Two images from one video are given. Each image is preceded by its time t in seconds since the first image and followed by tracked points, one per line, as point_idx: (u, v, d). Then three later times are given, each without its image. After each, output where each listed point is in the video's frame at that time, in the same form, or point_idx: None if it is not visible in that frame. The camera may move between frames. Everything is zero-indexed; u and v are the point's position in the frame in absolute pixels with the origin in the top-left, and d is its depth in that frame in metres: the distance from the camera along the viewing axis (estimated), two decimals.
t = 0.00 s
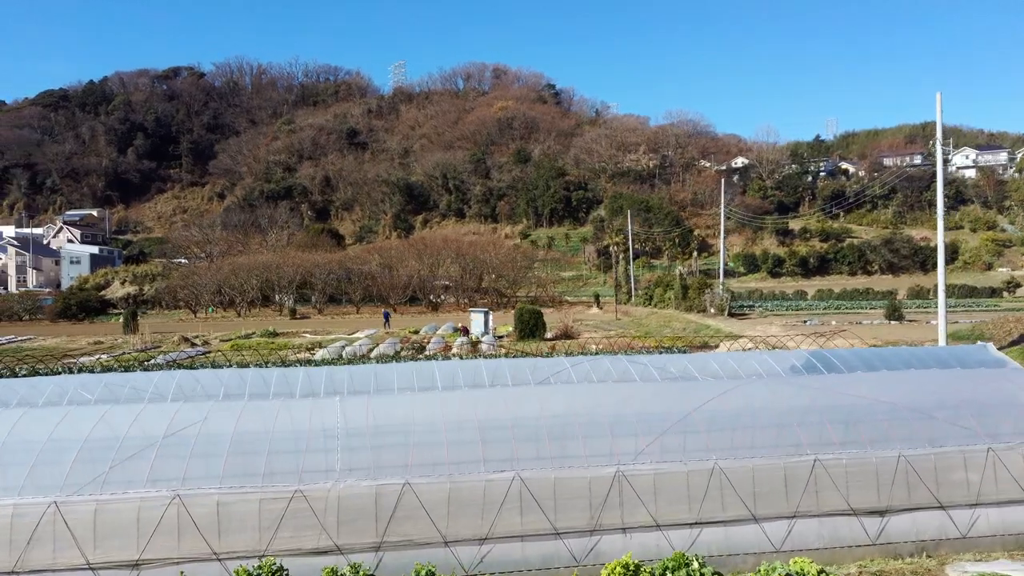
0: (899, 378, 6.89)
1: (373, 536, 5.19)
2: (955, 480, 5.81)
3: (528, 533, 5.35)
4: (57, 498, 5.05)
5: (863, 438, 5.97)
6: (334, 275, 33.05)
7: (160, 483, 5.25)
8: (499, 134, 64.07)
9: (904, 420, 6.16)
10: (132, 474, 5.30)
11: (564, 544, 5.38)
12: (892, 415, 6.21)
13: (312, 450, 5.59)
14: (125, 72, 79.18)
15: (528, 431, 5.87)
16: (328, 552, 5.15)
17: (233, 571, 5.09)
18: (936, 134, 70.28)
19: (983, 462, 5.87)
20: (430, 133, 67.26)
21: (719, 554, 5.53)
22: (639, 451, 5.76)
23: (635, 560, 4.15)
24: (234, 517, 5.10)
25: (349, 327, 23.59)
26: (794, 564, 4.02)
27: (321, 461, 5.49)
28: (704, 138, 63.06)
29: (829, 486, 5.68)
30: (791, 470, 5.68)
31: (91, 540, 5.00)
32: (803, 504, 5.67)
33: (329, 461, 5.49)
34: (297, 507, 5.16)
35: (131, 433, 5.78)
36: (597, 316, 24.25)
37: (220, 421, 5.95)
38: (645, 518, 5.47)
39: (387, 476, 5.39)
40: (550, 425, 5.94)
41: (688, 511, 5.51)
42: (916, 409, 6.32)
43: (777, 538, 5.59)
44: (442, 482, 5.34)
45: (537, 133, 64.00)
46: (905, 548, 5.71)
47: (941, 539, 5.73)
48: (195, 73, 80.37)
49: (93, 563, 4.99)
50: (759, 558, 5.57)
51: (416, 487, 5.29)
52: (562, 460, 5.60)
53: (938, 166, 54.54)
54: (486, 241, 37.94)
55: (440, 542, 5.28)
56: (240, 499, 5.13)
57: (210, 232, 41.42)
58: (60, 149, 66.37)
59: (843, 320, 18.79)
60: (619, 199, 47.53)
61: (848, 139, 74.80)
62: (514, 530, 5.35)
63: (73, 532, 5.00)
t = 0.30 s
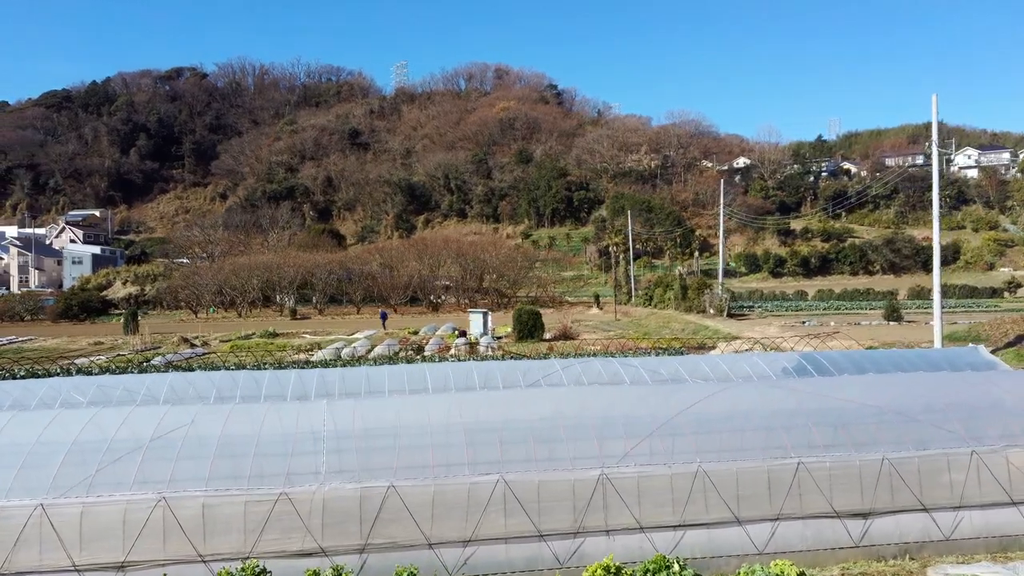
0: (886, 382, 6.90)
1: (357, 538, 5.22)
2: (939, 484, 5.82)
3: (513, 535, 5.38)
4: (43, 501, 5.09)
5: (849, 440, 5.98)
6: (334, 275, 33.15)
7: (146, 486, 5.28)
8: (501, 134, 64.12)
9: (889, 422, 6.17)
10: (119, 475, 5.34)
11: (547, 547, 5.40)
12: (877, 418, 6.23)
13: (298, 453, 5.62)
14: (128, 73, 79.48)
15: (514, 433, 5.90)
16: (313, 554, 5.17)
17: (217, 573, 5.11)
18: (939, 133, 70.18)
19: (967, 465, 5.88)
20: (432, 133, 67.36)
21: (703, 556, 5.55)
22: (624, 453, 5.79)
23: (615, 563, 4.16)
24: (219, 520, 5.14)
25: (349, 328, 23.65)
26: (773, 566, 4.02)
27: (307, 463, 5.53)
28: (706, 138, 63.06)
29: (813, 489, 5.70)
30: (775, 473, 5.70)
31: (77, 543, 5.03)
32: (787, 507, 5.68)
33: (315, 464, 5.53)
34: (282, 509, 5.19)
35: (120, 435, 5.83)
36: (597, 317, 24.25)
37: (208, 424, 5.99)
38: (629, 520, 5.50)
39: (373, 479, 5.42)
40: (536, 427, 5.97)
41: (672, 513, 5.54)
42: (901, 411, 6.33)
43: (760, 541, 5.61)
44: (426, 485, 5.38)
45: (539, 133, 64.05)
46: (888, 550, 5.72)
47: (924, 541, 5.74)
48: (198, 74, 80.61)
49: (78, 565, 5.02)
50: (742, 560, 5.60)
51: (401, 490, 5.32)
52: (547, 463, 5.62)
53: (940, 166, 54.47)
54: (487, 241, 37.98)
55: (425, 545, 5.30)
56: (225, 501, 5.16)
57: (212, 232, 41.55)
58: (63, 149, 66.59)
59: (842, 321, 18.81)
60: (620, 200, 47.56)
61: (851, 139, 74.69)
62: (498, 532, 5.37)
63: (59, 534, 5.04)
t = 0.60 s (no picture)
0: (881, 382, 6.90)
1: (352, 539, 5.24)
2: (933, 484, 5.82)
3: (507, 535, 5.39)
4: (40, 501, 5.11)
5: (843, 442, 5.98)
6: (336, 275, 33.20)
7: (142, 487, 5.30)
8: (502, 134, 64.15)
9: (882, 424, 6.16)
10: (113, 477, 5.35)
11: (541, 547, 5.41)
12: (871, 419, 6.22)
13: (293, 453, 5.64)
14: (130, 73, 79.68)
15: (509, 433, 5.92)
16: (307, 554, 5.19)
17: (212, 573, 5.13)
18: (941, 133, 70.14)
19: (960, 466, 5.88)
20: (433, 133, 67.41)
21: (697, 556, 5.55)
22: (618, 454, 5.79)
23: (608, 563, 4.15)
24: (214, 520, 5.15)
25: (349, 328, 23.68)
26: (766, 567, 4.01)
27: (302, 464, 5.54)
28: (708, 138, 63.08)
29: (807, 490, 5.71)
30: (769, 473, 5.71)
31: (73, 543, 5.06)
32: (781, 507, 5.69)
33: (310, 464, 5.55)
34: (276, 510, 5.21)
35: (116, 435, 5.84)
36: (597, 317, 24.24)
37: (203, 424, 6.00)
38: (623, 521, 5.51)
39: (367, 479, 5.43)
40: (530, 429, 5.98)
41: (666, 514, 5.55)
42: (894, 413, 6.34)
43: (754, 541, 5.62)
44: (420, 485, 5.39)
45: (540, 133, 64.11)
46: (882, 551, 5.72)
47: (917, 541, 5.75)
48: (200, 74, 80.78)
49: (74, 565, 5.04)
50: (737, 560, 5.60)
51: (395, 490, 5.34)
52: (543, 464, 5.63)
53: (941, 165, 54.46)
54: (488, 241, 38.01)
55: (419, 545, 5.32)
56: (219, 502, 5.18)
57: (213, 232, 41.62)
58: (65, 149, 66.71)
59: (842, 321, 18.81)
60: (621, 200, 47.57)
61: (853, 139, 74.64)
62: (492, 532, 5.39)
63: (55, 534, 5.06)
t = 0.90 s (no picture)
0: (894, 380, 6.89)
1: (370, 534, 5.26)
2: (948, 481, 5.83)
3: (524, 531, 5.41)
4: (61, 497, 5.14)
5: (857, 438, 5.99)
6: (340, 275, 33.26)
7: (161, 482, 5.33)
8: (505, 134, 64.18)
9: (896, 422, 6.17)
10: (132, 473, 5.38)
11: (559, 542, 5.44)
12: (885, 416, 6.23)
13: (310, 449, 5.66)
14: (134, 73, 79.95)
15: (524, 430, 5.94)
16: (327, 549, 5.22)
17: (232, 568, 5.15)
18: (944, 133, 70.03)
19: (976, 462, 5.89)
20: (436, 133, 67.42)
21: (714, 552, 5.57)
22: (634, 451, 5.81)
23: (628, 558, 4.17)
24: (234, 515, 5.18)
25: (354, 327, 23.71)
26: (785, 562, 4.03)
27: (319, 460, 5.57)
28: (711, 138, 63.07)
29: (822, 486, 5.73)
30: (784, 470, 5.72)
31: (94, 538, 5.09)
32: (797, 504, 5.71)
33: (327, 461, 5.57)
34: (296, 505, 5.23)
35: (133, 432, 5.87)
36: (601, 316, 24.21)
37: (220, 422, 6.03)
38: (640, 517, 5.53)
39: (385, 475, 5.46)
40: (546, 425, 6.00)
41: (682, 510, 5.56)
42: (908, 410, 6.34)
43: (770, 537, 5.65)
44: (438, 481, 5.41)
45: (543, 133, 64.14)
46: (897, 547, 5.74)
47: (933, 537, 5.76)
48: (203, 74, 81.02)
49: (96, 559, 5.07)
50: (753, 556, 5.63)
51: (414, 486, 5.35)
52: (559, 460, 5.65)
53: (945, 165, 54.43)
54: (492, 241, 38.01)
55: (438, 540, 5.34)
56: (239, 497, 5.20)
57: (217, 232, 41.69)
58: (68, 149, 66.88)
59: (847, 320, 18.79)
60: (624, 199, 47.58)
61: (856, 139, 74.56)
62: (510, 528, 5.41)
63: (77, 529, 5.09)
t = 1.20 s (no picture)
0: (923, 376, 6.92)
1: (413, 527, 5.34)
2: (982, 476, 5.89)
3: (566, 525, 5.49)
4: (107, 490, 5.21)
5: (890, 433, 6.03)
6: (346, 275, 33.33)
7: (205, 476, 5.39)
8: (509, 134, 64.20)
9: (928, 416, 6.19)
10: (176, 466, 5.46)
11: (599, 536, 5.52)
12: (916, 411, 6.25)
13: (349, 444, 5.74)
14: (138, 73, 80.10)
15: (561, 424, 5.98)
16: (370, 543, 5.30)
17: (277, 561, 5.22)
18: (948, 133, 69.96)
19: (1010, 457, 5.94)
20: (439, 133, 67.41)
21: (753, 546, 5.65)
22: (669, 446, 5.85)
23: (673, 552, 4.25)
24: (279, 509, 5.25)
25: (362, 327, 23.74)
26: (828, 556, 4.12)
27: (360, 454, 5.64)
28: (714, 138, 63.09)
29: (859, 481, 5.78)
30: (821, 464, 5.77)
31: (141, 531, 5.16)
32: (834, 499, 5.76)
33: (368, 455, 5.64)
34: (339, 499, 5.30)
35: (172, 427, 5.93)
36: (608, 316, 24.20)
37: (258, 416, 6.09)
38: (679, 511, 5.60)
39: (426, 469, 5.54)
40: (581, 420, 6.05)
41: (721, 505, 5.64)
42: (940, 405, 6.37)
43: (808, 531, 5.71)
44: (480, 475, 5.47)
45: (546, 133, 64.15)
46: (934, 542, 5.80)
47: (970, 532, 5.82)
48: (207, 74, 81.15)
49: (143, 552, 5.14)
50: (792, 551, 5.69)
51: (455, 480, 5.44)
52: (599, 455, 5.70)
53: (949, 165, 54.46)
54: (497, 241, 38.03)
55: (480, 534, 5.42)
56: (284, 491, 5.28)
57: (222, 232, 41.73)
58: (72, 149, 66.98)
59: (856, 319, 18.79)
60: (628, 199, 47.59)
61: (859, 138, 74.51)
62: (551, 522, 5.48)
63: (124, 522, 5.16)
